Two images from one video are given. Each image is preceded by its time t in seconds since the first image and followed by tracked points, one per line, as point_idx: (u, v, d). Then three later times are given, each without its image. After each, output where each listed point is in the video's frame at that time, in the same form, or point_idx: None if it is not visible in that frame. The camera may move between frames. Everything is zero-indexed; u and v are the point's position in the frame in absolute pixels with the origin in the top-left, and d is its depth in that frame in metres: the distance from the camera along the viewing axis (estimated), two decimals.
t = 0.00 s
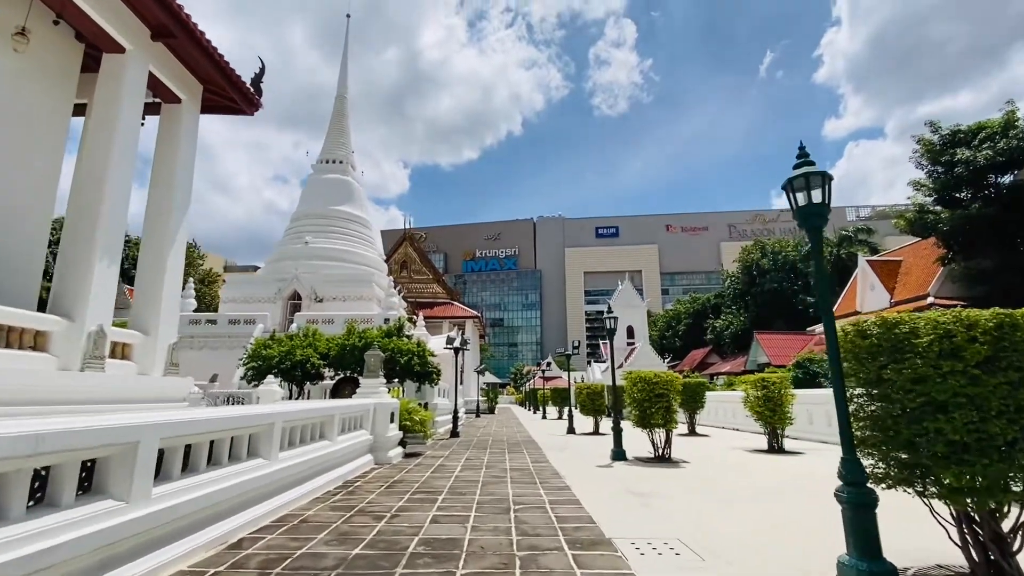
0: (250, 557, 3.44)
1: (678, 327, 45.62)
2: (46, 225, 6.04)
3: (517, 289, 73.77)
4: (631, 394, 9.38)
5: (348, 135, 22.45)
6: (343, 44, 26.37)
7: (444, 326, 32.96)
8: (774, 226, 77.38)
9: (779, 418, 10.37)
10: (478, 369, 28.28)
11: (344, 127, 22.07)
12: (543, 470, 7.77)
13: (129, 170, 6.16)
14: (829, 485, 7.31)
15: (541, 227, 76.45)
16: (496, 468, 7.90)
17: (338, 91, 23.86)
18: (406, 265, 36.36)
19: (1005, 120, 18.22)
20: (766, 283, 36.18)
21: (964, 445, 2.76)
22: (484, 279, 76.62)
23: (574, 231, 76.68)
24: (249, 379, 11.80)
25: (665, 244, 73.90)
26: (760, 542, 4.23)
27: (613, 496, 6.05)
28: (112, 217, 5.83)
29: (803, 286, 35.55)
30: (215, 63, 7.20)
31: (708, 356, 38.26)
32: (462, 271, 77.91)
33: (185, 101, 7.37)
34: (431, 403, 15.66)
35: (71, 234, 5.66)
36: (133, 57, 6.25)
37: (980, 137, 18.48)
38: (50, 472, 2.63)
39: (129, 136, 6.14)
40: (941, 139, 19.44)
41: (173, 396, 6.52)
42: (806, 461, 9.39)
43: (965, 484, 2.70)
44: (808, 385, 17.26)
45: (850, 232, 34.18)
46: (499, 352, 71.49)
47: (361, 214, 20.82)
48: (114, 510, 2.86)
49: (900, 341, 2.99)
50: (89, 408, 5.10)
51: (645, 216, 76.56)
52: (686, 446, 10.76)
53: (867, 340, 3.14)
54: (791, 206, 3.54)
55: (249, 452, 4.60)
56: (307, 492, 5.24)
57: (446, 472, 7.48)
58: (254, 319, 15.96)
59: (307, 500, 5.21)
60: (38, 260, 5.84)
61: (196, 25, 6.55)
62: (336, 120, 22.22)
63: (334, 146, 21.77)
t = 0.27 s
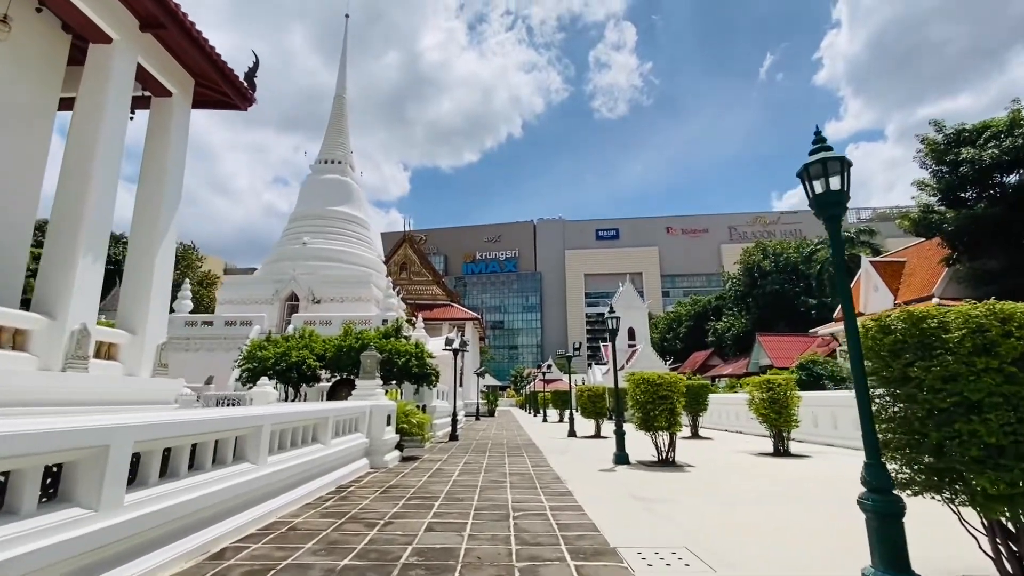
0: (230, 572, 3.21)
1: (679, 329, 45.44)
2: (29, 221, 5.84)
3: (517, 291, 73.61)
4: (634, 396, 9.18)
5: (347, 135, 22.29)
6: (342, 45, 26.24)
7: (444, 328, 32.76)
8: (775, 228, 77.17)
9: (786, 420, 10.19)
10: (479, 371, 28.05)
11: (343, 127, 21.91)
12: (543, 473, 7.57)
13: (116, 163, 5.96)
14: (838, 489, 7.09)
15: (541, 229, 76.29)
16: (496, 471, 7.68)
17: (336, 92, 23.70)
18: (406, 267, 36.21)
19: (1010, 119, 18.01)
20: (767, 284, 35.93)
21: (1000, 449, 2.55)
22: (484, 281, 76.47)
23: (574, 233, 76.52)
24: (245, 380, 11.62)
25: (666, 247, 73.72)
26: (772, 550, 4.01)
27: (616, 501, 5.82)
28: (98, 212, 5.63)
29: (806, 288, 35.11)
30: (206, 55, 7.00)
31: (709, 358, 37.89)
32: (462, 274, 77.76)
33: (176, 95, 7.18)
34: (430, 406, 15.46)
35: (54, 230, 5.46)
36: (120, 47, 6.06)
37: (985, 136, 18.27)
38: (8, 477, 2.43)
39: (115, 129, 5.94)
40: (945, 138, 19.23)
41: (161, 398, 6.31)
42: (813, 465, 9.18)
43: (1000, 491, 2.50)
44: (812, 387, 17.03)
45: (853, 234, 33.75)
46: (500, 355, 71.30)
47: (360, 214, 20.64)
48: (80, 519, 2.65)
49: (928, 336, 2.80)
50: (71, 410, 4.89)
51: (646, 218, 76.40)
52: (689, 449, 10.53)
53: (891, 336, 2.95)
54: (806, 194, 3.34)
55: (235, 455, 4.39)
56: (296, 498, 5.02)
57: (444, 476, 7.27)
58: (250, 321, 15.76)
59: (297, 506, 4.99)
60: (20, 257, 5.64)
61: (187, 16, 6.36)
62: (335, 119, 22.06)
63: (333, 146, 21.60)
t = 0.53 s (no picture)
0: None
1: (680, 332, 45.21)
2: (12, 218, 5.64)
3: (518, 293, 73.40)
4: (637, 400, 8.95)
5: (346, 135, 22.11)
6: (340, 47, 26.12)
7: (444, 330, 32.53)
8: (776, 229, 76.90)
9: (792, 424, 9.98)
10: (478, 374, 27.77)
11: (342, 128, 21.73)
12: (544, 480, 7.33)
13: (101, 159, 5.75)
14: (849, 495, 6.84)
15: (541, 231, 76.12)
16: (494, 477, 7.44)
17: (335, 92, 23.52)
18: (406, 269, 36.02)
19: (1017, 118, 17.77)
20: (769, 286, 35.68)
21: None
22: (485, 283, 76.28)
23: (575, 235, 76.33)
24: (240, 382, 11.41)
25: (667, 248, 73.49)
26: (788, 563, 3.75)
27: (619, 509, 5.58)
28: (81, 208, 5.42)
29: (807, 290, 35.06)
30: (197, 48, 6.78)
31: (711, 361, 37.48)
32: (463, 276, 77.58)
33: (166, 89, 6.97)
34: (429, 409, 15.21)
35: (35, 227, 5.25)
36: (106, 39, 5.85)
37: (991, 135, 18.03)
38: None
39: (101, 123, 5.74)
40: (950, 138, 18.99)
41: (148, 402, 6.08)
42: (821, 469, 8.92)
43: None
44: (817, 390, 16.77)
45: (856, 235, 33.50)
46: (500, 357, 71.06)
47: (359, 215, 20.45)
48: (39, 535, 2.44)
49: (960, 336, 2.60)
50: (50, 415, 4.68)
51: (647, 220, 76.19)
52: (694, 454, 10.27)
53: (919, 337, 2.76)
54: (826, 185, 3.12)
55: (220, 462, 4.17)
56: (285, 507, 4.79)
57: (441, 483, 7.02)
58: (247, 322, 15.54)
59: (285, 516, 4.75)
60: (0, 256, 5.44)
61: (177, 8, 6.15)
62: (333, 120, 21.88)
63: (332, 146, 21.41)
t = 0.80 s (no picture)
0: None
1: (682, 333, 44.98)
2: None
3: (519, 295, 73.23)
4: (641, 401, 8.74)
5: (346, 135, 21.95)
6: (340, 46, 25.98)
7: (444, 331, 32.34)
8: (778, 231, 76.68)
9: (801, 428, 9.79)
10: (479, 375, 27.56)
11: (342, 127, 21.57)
12: (546, 483, 7.12)
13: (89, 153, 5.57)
14: (861, 499, 6.64)
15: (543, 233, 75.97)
16: (495, 481, 7.24)
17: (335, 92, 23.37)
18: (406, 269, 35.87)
19: None
20: (772, 287, 35.45)
21: None
22: (486, 285, 76.11)
23: (576, 236, 76.17)
24: (237, 383, 11.21)
25: (668, 250, 73.29)
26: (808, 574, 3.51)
27: (626, 515, 5.35)
28: (67, 205, 5.24)
29: (810, 291, 34.81)
30: (190, 39, 6.59)
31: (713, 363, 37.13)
32: (464, 277, 77.41)
33: (158, 81, 6.78)
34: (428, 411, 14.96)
35: (18, 223, 5.07)
36: (94, 28, 5.64)
37: (999, 134, 17.80)
38: None
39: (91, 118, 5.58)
40: (957, 137, 18.77)
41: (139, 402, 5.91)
42: (830, 473, 8.69)
43: None
44: (822, 392, 16.54)
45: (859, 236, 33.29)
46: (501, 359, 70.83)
47: (359, 215, 20.28)
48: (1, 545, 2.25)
49: (1002, 330, 2.51)
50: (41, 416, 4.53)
51: (648, 222, 76.02)
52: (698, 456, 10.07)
53: (955, 332, 2.64)
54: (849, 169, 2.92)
55: (205, 467, 3.97)
56: (276, 512, 4.59)
57: (440, 486, 6.83)
58: (245, 323, 15.35)
59: (276, 522, 4.55)
60: None
61: None
62: (333, 119, 21.73)
63: (332, 146, 21.25)
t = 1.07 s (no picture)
0: None
1: (684, 335, 44.71)
2: None
3: (520, 297, 73.03)
4: (647, 404, 8.51)
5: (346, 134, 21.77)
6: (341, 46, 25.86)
7: (445, 333, 32.12)
8: (780, 233, 76.41)
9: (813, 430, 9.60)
10: (479, 377, 27.34)
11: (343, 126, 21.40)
12: (549, 489, 6.89)
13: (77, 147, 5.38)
14: (875, 505, 6.40)
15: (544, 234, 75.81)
16: (497, 486, 7.01)
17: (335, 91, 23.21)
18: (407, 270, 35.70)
19: None
20: (775, 289, 35.21)
21: None
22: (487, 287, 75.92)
23: (578, 238, 75.97)
24: (233, 385, 10.97)
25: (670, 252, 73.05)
26: None
27: (633, 523, 5.12)
28: (52, 200, 5.04)
29: (814, 293, 34.52)
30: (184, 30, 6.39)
31: (716, 364, 36.85)
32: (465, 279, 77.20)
33: (151, 74, 6.59)
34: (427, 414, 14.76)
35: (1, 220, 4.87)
36: (85, 17, 5.45)
37: (1008, 132, 17.53)
38: None
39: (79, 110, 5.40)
40: (965, 135, 18.52)
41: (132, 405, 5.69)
42: (841, 478, 8.44)
43: None
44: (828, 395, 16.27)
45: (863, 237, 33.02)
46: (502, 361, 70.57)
47: (360, 215, 20.11)
48: None
49: None
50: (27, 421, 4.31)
51: (650, 223, 75.80)
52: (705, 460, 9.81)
53: (1000, 332, 2.58)
54: (880, 155, 2.80)
55: (190, 474, 3.75)
56: (266, 521, 4.37)
57: (438, 492, 6.60)
58: (244, 323, 15.14)
59: (265, 531, 4.32)
60: None
61: None
62: (334, 118, 21.56)
63: (332, 145, 21.08)
